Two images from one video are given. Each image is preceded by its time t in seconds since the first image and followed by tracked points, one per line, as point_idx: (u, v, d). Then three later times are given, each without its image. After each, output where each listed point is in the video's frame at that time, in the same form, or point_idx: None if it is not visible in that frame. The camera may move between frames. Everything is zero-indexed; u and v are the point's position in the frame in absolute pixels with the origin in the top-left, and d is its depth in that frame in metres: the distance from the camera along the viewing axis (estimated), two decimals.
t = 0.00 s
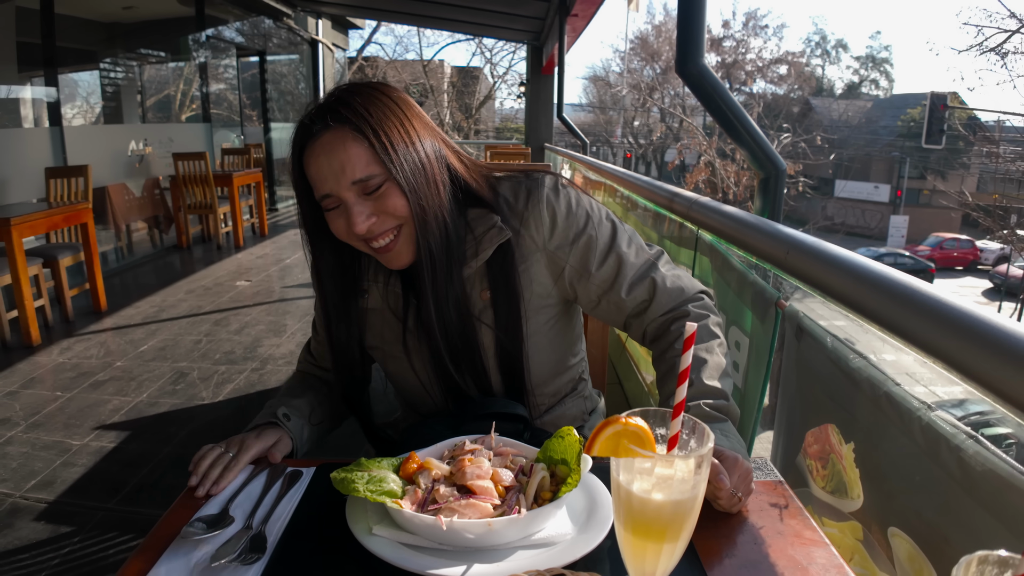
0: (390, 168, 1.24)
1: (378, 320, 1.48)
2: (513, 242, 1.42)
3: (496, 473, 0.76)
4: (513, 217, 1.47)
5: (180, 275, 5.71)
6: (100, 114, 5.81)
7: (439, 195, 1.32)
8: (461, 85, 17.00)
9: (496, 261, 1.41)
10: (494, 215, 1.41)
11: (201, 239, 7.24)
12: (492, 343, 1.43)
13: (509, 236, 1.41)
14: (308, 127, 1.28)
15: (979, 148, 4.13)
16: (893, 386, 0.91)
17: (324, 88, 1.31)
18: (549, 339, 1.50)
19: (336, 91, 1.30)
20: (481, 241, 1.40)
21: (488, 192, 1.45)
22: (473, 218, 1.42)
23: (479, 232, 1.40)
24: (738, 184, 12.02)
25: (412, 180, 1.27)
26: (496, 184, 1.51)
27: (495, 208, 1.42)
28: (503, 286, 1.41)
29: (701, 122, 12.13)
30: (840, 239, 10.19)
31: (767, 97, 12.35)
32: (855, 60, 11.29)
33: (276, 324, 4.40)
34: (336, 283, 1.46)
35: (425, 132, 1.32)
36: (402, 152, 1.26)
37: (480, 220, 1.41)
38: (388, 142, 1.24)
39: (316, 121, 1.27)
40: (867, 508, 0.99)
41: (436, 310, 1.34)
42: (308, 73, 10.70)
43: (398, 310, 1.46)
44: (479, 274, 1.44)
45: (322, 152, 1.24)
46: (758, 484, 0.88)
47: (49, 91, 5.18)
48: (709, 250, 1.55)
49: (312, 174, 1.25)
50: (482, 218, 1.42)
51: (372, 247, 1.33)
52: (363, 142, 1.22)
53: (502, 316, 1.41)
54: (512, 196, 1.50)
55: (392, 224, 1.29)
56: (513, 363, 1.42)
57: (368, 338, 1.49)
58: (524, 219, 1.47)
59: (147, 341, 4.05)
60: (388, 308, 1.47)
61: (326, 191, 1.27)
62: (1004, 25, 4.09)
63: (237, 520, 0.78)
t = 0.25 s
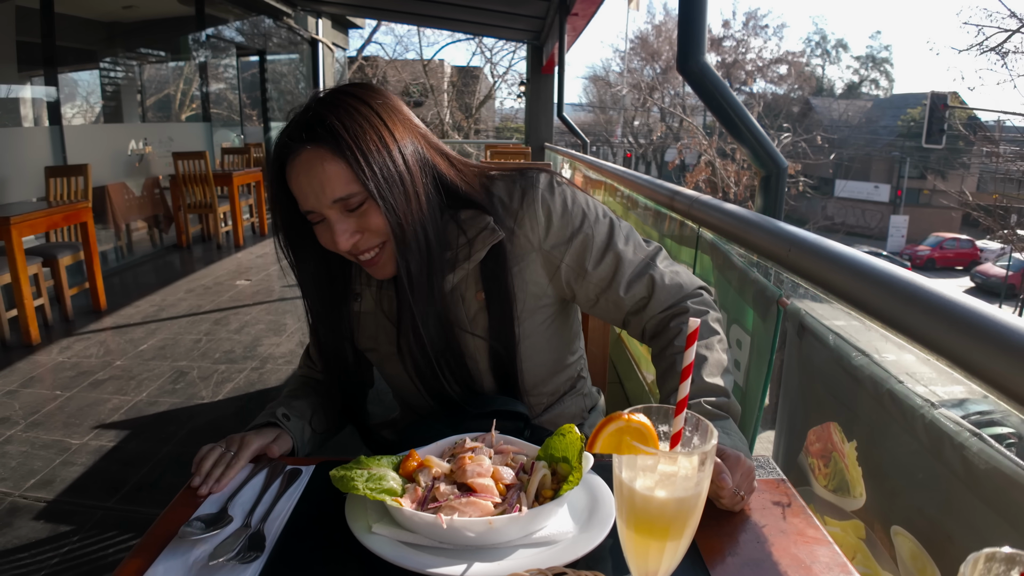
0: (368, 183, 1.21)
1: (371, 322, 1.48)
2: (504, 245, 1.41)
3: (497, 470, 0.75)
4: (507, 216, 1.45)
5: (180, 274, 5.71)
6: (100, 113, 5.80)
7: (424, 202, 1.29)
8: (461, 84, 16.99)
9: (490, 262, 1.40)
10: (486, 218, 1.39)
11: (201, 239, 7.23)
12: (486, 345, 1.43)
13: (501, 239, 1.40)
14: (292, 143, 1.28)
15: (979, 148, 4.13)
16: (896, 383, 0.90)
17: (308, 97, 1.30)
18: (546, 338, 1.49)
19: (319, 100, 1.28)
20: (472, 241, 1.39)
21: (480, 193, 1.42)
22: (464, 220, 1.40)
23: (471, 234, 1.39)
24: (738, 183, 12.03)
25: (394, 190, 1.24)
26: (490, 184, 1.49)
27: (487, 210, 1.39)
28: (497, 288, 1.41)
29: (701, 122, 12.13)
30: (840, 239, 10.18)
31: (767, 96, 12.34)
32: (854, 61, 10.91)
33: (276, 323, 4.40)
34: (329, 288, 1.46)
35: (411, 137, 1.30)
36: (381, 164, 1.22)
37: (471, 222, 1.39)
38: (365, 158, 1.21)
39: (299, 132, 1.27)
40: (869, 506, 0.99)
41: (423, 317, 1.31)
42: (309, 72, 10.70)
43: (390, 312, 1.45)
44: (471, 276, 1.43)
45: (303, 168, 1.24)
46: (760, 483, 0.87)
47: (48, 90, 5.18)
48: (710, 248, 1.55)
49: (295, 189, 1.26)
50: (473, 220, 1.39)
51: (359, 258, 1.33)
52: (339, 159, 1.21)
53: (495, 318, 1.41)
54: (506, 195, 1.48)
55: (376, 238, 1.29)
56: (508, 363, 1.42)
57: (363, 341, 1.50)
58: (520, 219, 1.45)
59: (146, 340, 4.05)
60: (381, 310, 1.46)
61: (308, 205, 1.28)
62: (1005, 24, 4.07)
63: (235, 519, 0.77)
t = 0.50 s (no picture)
0: (377, 170, 1.23)
1: (375, 320, 1.48)
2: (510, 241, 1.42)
3: (500, 468, 0.76)
4: (513, 214, 1.47)
5: (180, 274, 5.71)
6: (100, 113, 5.81)
7: (432, 194, 1.31)
8: (461, 84, 17.00)
9: (495, 260, 1.41)
10: (492, 214, 1.40)
11: (201, 238, 7.24)
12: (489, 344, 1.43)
13: (507, 235, 1.40)
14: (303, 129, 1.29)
15: (979, 148, 4.14)
16: (896, 382, 0.91)
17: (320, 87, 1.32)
18: (549, 337, 1.50)
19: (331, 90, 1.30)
20: (478, 239, 1.39)
21: (487, 190, 1.44)
22: (470, 216, 1.41)
23: (477, 229, 1.39)
24: (738, 183, 12.04)
25: (403, 178, 1.26)
26: (497, 182, 1.51)
27: (493, 207, 1.41)
28: (501, 285, 1.41)
29: (701, 122, 12.13)
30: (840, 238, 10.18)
31: (767, 96, 12.33)
32: (854, 60, 11.02)
33: (277, 323, 4.40)
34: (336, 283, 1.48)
35: (422, 130, 1.32)
36: (389, 153, 1.23)
37: (478, 219, 1.41)
38: (377, 145, 1.22)
39: (312, 118, 1.28)
40: (868, 505, 0.99)
41: (430, 307, 1.31)
42: (309, 72, 10.72)
43: (398, 310, 1.46)
44: (477, 273, 1.44)
45: (312, 156, 1.25)
46: (761, 481, 0.88)
47: (49, 90, 5.18)
48: (711, 247, 1.55)
49: (305, 176, 1.27)
50: (480, 216, 1.41)
51: (365, 248, 1.34)
52: (349, 146, 1.21)
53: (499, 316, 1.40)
54: (513, 193, 1.51)
55: (384, 226, 1.29)
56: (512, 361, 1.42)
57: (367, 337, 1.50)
58: (525, 216, 1.47)
59: (147, 339, 4.05)
60: (387, 308, 1.47)
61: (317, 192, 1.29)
62: (1004, 24, 4.08)
63: (240, 517, 0.78)
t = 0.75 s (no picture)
0: (428, 147, 1.27)
1: (388, 307, 1.48)
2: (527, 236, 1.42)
3: (499, 471, 0.76)
4: (529, 211, 1.47)
5: (180, 273, 5.71)
6: (100, 112, 5.80)
7: (471, 179, 1.36)
8: (461, 83, 17.01)
9: (510, 254, 1.41)
10: (512, 208, 1.41)
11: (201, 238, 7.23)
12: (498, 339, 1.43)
13: (525, 230, 1.41)
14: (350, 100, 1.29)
15: (979, 148, 4.15)
16: (896, 384, 0.91)
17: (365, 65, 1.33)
18: (555, 336, 1.49)
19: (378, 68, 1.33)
20: (496, 233, 1.39)
21: (508, 185, 1.46)
22: (490, 209, 1.42)
23: (495, 223, 1.40)
24: (738, 183, 12.03)
25: (447, 158, 1.30)
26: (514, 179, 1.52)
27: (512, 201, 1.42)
28: (514, 280, 1.41)
29: (701, 121, 12.13)
30: (840, 238, 10.18)
31: (767, 96, 12.31)
32: (855, 60, 11.40)
33: (276, 323, 4.40)
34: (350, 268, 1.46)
35: (462, 117, 1.36)
36: (439, 131, 1.28)
37: (497, 212, 1.41)
38: (430, 121, 1.27)
39: (360, 92, 1.29)
40: (869, 507, 0.99)
41: (455, 289, 1.34)
42: (309, 71, 10.71)
43: (410, 297, 1.46)
44: (491, 266, 1.44)
45: (360, 127, 1.26)
46: (761, 484, 0.88)
47: (48, 89, 5.17)
48: (711, 248, 1.55)
49: (349, 148, 1.27)
50: (498, 210, 1.42)
51: (396, 226, 1.35)
52: (402, 121, 1.25)
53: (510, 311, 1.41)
54: (531, 191, 1.50)
55: (423, 204, 1.32)
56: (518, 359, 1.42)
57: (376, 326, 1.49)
58: (541, 213, 1.46)
59: (146, 339, 4.05)
60: (400, 296, 1.47)
61: (360, 164, 1.29)
62: (1005, 24, 4.08)
63: (238, 519, 0.77)
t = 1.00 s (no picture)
0: (484, 119, 1.35)
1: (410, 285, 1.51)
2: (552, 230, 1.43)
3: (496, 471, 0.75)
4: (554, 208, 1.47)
5: (179, 273, 5.71)
6: (99, 112, 5.79)
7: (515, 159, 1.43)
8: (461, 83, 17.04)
9: (531, 245, 1.43)
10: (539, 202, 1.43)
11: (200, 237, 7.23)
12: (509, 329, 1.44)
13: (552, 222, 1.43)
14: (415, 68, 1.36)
15: (979, 148, 4.16)
16: (894, 383, 0.91)
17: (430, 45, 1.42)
18: (564, 332, 1.48)
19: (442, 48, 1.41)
20: (524, 224, 1.41)
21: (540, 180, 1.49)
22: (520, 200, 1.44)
23: (524, 213, 1.42)
24: (738, 182, 12.04)
25: (500, 133, 1.38)
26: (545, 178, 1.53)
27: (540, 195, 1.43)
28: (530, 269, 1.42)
29: (700, 121, 12.12)
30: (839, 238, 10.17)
31: (767, 95, 12.29)
32: (854, 60, 10.99)
33: (276, 322, 4.40)
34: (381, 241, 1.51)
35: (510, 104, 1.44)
36: (496, 107, 1.36)
37: (526, 203, 1.43)
38: (489, 97, 1.35)
39: (425, 62, 1.37)
40: (868, 507, 0.98)
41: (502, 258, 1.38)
42: (308, 71, 10.72)
43: (432, 277, 1.49)
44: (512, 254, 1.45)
45: (424, 91, 1.33)
46: (759, 483, 0.87)
47: (48, 88, 5.17)
48: (709, 248, 1.55)
49: (409, 110, 1.33)
50: (527, 202, 1.44)
51: (440, 194, 1.40)
52: (465, 91, 1.33)
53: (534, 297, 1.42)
54: (558, 191, 1.51)
55: (471, 173, 1.38)
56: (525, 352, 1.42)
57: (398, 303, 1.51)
58: (564, 209, 1.47)
59: (145, 339, 4.04)
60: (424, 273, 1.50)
61: (416, 128, 1.35)
62: (1004, 24, 4.10)
63: (234, 518, 0.77)
